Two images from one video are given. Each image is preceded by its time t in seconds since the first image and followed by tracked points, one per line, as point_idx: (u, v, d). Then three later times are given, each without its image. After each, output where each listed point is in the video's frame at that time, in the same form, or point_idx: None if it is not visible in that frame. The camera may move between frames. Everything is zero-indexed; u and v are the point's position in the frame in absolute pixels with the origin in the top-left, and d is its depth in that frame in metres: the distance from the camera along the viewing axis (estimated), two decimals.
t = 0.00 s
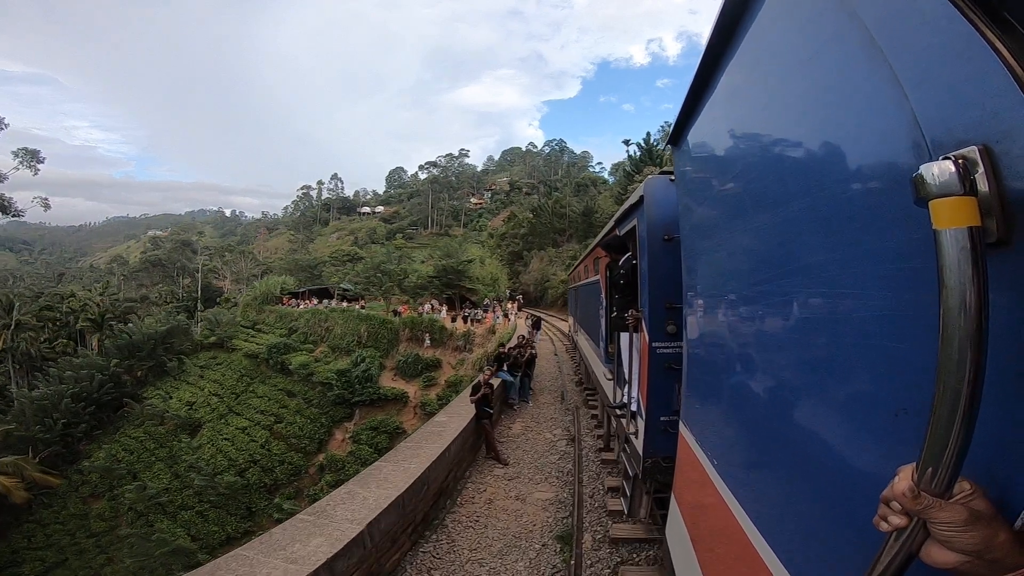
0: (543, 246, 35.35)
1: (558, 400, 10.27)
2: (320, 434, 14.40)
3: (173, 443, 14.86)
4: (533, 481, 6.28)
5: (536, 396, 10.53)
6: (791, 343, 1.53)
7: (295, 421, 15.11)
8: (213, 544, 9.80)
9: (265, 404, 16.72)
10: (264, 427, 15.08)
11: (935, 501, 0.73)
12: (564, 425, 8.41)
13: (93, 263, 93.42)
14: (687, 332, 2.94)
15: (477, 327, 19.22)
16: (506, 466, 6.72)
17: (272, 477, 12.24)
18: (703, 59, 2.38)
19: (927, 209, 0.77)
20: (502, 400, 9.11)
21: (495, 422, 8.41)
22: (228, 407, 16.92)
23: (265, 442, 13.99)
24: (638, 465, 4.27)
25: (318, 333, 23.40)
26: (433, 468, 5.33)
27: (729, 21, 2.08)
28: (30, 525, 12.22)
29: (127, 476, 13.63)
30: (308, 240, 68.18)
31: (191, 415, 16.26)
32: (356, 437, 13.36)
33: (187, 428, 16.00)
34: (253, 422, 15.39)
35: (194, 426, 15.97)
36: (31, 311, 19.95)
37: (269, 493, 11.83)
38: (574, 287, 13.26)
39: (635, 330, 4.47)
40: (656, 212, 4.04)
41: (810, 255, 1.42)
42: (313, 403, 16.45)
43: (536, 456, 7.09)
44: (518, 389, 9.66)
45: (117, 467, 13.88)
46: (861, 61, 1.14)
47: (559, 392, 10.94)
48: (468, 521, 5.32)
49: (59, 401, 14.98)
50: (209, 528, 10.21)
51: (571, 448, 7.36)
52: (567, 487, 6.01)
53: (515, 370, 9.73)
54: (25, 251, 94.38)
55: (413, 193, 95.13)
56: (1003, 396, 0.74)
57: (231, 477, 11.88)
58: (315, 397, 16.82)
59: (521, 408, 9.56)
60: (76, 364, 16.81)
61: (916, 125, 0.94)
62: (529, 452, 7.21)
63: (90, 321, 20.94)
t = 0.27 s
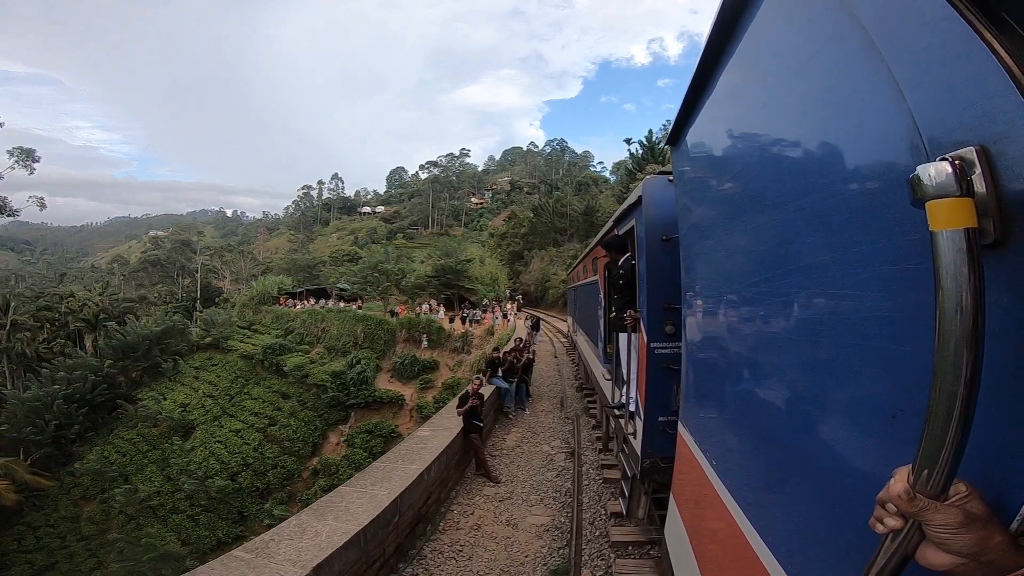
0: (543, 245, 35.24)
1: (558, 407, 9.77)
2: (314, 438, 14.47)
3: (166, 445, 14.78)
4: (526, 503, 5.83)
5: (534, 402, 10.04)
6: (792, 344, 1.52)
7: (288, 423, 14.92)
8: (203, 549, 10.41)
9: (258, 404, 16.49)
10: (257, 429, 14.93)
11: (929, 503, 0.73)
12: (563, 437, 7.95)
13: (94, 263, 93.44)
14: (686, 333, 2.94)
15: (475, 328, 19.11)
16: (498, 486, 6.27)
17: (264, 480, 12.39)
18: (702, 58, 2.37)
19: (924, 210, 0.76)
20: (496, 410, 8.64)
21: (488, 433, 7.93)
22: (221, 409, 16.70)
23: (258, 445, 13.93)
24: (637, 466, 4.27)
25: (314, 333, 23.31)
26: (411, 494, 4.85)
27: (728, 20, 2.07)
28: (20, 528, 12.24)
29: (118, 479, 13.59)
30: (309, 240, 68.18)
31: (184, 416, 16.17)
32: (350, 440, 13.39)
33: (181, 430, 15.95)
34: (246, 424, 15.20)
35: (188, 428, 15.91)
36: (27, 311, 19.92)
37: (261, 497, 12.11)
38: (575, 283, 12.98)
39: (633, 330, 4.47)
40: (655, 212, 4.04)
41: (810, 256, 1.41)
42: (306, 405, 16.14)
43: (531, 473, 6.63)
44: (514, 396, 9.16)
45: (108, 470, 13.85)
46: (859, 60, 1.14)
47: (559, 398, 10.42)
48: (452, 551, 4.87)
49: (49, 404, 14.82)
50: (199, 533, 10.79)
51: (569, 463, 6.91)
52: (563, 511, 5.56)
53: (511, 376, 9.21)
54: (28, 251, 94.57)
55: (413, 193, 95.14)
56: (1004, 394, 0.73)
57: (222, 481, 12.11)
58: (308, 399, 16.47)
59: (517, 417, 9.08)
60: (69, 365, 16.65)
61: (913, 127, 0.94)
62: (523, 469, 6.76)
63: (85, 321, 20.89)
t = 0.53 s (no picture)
0: (544, 245, 35.17)
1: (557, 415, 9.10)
2: (308, 441, 14.57)
3: (158, 446, 14.95)
4: (518, 528, 5.23)
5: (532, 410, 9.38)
6: (789, 345, 1.50)
7: (283, 426, 15.12)
8: (193, 553, 10.34)
9: (252, 405, 16.64)
10: (250, 431, 15.05)
11: (921, 507, 0.73)
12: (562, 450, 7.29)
13: (94, 263, 93.45)
14: (683, 333, 2.93)
15: (473, 328, 19.02)
16: (487, 507, 5.66)
17: (256, 485, 12.53)
18: (700, 57, 2.36)
19: (917, 212, 0.77)
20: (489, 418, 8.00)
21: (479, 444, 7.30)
22: (215, 411, 16.83)
23: (251, 448, 14.07)
24: (635, 466, 4.27)
25: (310, 333, 23.11)
26: (377, 526, 4.16)
27: (725, 19, 2.06)
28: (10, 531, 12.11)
29: (110, 481, 13.63)
30: (310, 240, 68.22)
31: (177, 418, 16.41)
32: (344, 443, 13.43)
33: (173, 432, 16.07)
34: (239, 427, 15.26)
35: (180, 430, 16.13)
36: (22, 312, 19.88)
37: (253, 502, 12.23)
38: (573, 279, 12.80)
39: (631, 329, 4.46)
40: (653, 212, 4.04)
41: (807, 256, 1.40)
42: (301, 407, 16.33)
43: (525, 491, 6.01)
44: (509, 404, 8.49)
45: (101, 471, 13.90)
46: (855, 59, 1.13)
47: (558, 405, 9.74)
48: None
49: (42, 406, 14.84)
50: (190, 537, 10.73)
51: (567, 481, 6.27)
52: (559, 538, 4.96)
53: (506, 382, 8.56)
54: (30, 252, 94.80)
55: (414, 193, 95.14)
56: (999, 397, 0.73)
57: (213, 485, 12.24)
58: (303, 400, 16.66)
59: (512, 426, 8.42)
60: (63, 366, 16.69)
61: (908, 129, 0.94)
62: (517, 486, 6.14)
63: (78, 321, 20.83)
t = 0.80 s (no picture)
0: (544, 245, 35.11)
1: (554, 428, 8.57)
2: (301, 446, 14.37)
3: (150, 449, 14.73)
4: (506, 561, 4.75)
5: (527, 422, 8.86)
6: (789, 350, 1.48)
7: (276, 429, 14.91)
8: (183, 559, 10.02)
9: (244, 408, 16.50)
10: (243, 434, 14.78)
11: (908, 516, 0.73)
12: (558, 468, 6.78)
13: (95, 263, 93.46)
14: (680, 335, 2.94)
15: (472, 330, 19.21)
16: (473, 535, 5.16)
17: (248, 489, 12.35)
18: (699, 58, 2.36)
19: (913, 222, 0.77)
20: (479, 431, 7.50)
21: (467, 462, 6.81)
22: (208, 413, 16.60)
23: (243, 452, 13.87)
24: (632, 466, 4.27)
25: (305, 334, 22.93)
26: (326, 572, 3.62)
27: (723, 21, 2.06)
28: None
29: (101, 484, 13.41)
30: (310, 241, 68.22)
31: (169, 420, 16.17)
32: (337, 448, 13.31)
33: (166, 434, 15.88)
34: (231, 429, 15.02)
35: (173, 432, 15.89)
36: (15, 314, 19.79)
37: (245, 506, 12.04)
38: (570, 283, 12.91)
39: (629, 331, 4.48)
40: (650, 214, 4.05)
41: (803, 262, 1.40)
42: (294, 410, 16.19)
43: (516, 516, 5.53)
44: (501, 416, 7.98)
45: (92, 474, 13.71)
46: (851, 65, 1.14)
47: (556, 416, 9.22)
48: None
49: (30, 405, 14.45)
50: (179, 543, 10.39)
51: (562, 504, 5.77)
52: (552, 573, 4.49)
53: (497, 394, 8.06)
54: (31, 252, 94.91)
55: (414, 193, 95.14)
56: (992, 406, 0.73)
57: (203, 489, 12.04)
58: (296, 403, 16.55)
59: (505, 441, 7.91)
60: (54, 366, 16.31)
61: (905, 133, 0.93)
62: (508, 510, 5.66)
63: (70, 322, 20.68)
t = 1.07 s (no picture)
0: (544, 244, 35.06)
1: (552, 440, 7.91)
2: (293, 451, 14.31)
3: (142, 452, 14.58)
4: None
5: (523, 433, 8.21)
6: (788, 352, 1.46)
7: (269, 432, 14.79)
8: (172, 564, 10.06)
9: (238, 409, 16.54)
10: (236, 436, 14.64)
11: (900, 521, 0.73)
12: (556, 487, 6.14)
13: (95, 263, 93.49)
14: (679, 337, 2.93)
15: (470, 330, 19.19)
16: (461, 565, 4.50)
17: (239, 493, 12.22)
18: (698, 59, 2.35)
19: (907, 230, 0.77)
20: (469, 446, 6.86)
21: (455, 479, 6.14)
22: (201, 414, 16.64)
23: (235, 455, 13.75)
24: (631, 467, 4.27)
25: (301, 335, 22.83)
26: None
27: (723, 21, 2.04)
28: None
29: (93, 486, 13.53)
30: (310, 240, 68.23)
31: (162, 422, 16.08)
32: (331, 453, 12.97)
33: (159, 436, 15.81)
34: (225, 432, 14.95)
35: (166, 434, 15.80)
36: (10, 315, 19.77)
37: (236, 511, 11.95)
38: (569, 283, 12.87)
39: (627, 332, 4.49)
40: (648, 215, 4.05)
41: (799, 265, 1.40)
42: (287, 411, 16.16)
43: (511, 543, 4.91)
44: (494, 427, 7.35)
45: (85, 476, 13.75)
46: (847, 69, 1.13)
47: (554, 426, 8.57)
48: None
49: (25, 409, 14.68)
50: (169, 547, 10.48)
51: (560, 530, 5.13)
52: None
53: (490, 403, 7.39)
54: (32, 253, 94.95)
55: (414, 192, 95.13)
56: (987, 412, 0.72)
57: (193, 493, 11.95)
58: (290, 404, 16.61)
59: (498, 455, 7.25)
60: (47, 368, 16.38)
61: (899, 137, 0.93)
62: (501, 535, 5.04)
63: (64, 322, 20.62)
